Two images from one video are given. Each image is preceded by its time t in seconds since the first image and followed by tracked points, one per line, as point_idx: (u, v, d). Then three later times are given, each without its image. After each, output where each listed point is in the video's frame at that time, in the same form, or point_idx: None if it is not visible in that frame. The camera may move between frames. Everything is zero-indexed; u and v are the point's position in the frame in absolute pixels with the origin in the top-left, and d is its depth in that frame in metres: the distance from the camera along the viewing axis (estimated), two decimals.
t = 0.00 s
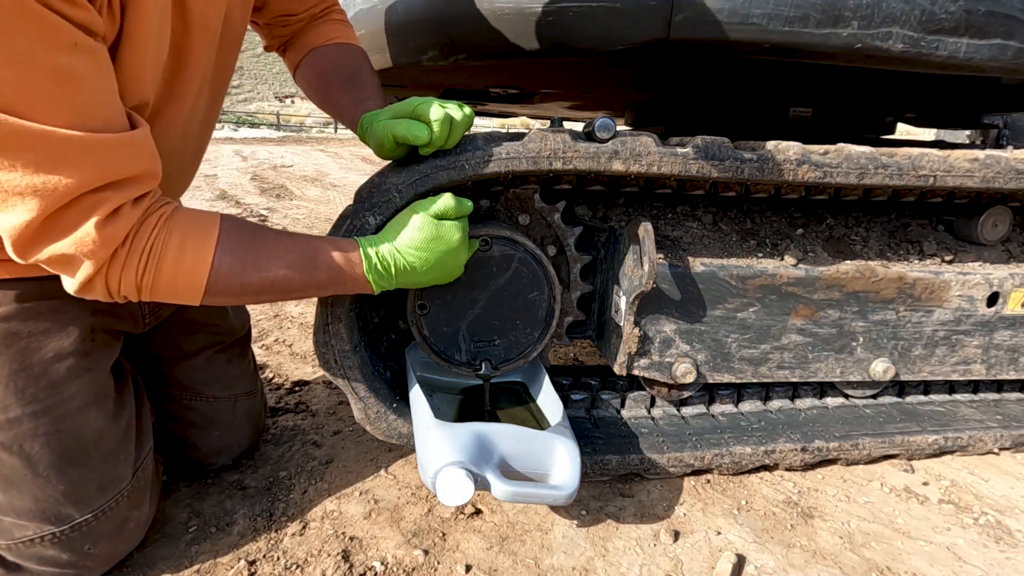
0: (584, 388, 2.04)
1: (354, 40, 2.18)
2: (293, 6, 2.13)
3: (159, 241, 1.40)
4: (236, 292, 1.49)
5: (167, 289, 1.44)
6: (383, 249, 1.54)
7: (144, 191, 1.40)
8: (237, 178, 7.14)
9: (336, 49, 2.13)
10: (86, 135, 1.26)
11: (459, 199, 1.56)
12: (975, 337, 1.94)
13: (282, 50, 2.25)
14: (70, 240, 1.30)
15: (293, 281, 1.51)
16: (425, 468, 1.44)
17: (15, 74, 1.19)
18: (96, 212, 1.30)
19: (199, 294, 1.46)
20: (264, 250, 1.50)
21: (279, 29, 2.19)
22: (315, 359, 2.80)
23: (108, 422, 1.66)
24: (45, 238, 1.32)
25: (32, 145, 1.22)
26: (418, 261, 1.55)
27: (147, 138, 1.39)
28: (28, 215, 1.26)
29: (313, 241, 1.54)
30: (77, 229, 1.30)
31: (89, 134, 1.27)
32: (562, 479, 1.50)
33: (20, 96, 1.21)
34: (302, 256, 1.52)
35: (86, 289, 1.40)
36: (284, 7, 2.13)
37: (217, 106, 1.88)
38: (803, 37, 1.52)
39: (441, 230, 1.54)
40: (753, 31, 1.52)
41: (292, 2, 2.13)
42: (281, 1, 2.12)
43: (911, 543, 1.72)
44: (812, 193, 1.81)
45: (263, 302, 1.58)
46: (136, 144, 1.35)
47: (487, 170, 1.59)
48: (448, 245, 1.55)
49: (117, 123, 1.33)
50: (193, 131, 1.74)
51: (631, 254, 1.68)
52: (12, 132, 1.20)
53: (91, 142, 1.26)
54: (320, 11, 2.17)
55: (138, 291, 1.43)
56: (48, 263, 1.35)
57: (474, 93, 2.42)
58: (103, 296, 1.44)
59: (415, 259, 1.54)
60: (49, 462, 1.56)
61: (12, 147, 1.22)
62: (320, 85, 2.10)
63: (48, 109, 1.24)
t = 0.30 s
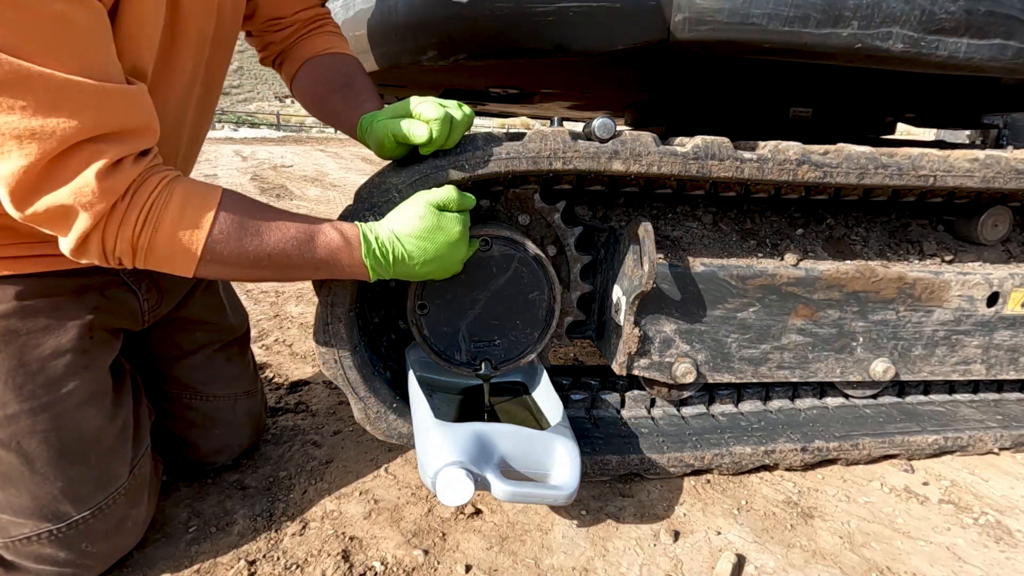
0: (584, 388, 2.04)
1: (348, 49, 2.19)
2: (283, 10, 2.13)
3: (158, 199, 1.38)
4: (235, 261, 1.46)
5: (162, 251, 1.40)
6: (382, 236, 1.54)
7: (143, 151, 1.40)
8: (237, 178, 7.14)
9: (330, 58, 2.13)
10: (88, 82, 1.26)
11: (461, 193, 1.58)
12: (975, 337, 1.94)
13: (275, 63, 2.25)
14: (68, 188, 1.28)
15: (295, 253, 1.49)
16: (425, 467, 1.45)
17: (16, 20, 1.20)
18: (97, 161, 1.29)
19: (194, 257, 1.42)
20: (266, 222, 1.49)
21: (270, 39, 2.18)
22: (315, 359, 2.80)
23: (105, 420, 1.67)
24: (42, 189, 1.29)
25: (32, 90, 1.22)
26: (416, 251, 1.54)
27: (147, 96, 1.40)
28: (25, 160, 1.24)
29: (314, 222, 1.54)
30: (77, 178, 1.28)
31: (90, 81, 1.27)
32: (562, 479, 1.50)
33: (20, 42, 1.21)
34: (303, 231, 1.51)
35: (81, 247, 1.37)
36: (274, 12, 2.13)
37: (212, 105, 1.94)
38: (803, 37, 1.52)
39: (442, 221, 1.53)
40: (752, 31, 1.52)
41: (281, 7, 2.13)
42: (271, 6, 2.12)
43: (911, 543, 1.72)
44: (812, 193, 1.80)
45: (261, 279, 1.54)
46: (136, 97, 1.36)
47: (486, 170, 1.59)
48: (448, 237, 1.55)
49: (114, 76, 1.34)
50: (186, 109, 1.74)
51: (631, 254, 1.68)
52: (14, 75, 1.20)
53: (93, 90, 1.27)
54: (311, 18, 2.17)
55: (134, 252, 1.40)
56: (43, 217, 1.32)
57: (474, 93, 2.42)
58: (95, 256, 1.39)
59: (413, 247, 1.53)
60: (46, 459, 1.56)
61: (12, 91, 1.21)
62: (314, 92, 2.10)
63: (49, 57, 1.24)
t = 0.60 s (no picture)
0: (584, 388, 2.04)
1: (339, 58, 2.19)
2: (274, 14, 2.17)
3: (166, 136, 1.37)
4: (232, 214, 1.45)
5: (156, 187, 1.38)
6: (382, 222, 1.54)
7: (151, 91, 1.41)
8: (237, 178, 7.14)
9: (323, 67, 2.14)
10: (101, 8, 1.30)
11: (465, 191, 1.58)
12: (975, 337, 1.94)
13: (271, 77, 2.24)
14: (79, 107, 1.29)
15: (293, 216, 1.50)
16: (425, 468, 1.45)
17: None
18: (109, 85, 1.30)
19: (187, 200, 1.40)
20: (268, 181, 1.50)
21: (264, 46, 2.19)
22: (315, 359, 2.80)
23: (102, 417, 1.67)
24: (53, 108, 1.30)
25: (49, 6, 1.26)
26: (410, 240, 1.54)
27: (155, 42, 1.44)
28: (39, 73, 1.26)
29: (315, 194, 1.55)
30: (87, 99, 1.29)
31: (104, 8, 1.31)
32: (562, 480, 1.50)
33: None
34: (303, 198, 1.53)
35: (81, 173, 1.36)
36: (266, 17, 2.17)
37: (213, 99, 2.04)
38: (803, 37, 1.52)
39: (441, 215, 1.54)
40: (752, 31, 1.52)
41: (273, 11, 2.17)
42: (262, 9, 2.17)
43: (911, 543, 1.72)
44: (812, 193, 1.80)
45: (255, 238, 1.53)
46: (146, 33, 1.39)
47: (486, 170, 1.59)
48: (444, 232, 1.54)
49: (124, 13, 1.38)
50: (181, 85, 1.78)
51: (631, 254, 1.68)
52: None
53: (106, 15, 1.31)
54: (303, 24, 2.20)
55: (132, 188, 1.38)
56: (49, 137, 1.32)
57: (475, 93, 2.42)
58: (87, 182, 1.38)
59: (408, 233, 1.53)
60: (43, 455, 1.57)
61: (31, 6, 1.25)
62: (311, 98, 2.10)
63: None
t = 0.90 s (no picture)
0: (584, 388, 2.05)
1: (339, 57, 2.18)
2: (273, 12, 2.19)
3: (168, 134, 1.37)
4: (233, 212, 1.44)
5: (158, 187, 1.38)
6: (382, 220, 1.54)
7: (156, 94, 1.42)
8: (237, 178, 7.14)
9: (322, 66, 2.13)
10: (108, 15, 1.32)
11: (466, 188, 1.57)
12: (975, 337, 1.94)
13: (275, 78, 2.24)
14: (85, 108, 1.30)
15: (293, 213, 1.50)
16: (425, 467, 1.45)
17: None
18: (114, 88, 1.31)
19: (189, 199, 1.40)
20: (270, 180, 1.50)
21: (264, 45, 2.20)
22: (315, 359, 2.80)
23: (102, 411, 1.67)
24: (59, 113, 1.31)
25: (59, 13, 1.27)
26: (411, 237, 1.53)
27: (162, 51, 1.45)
28: (49, 78, 1.27)
29: (316, 193, 1.55)
30: (93, 102, 1.30)
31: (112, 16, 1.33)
32: (562, 480, 1.50)
33: None
34: (304, 196, 1.52)
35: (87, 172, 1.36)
36: (264, 15, 2.18)
37: (217, 100, 2.04)
38: (803, 37, 1.52)
39: (441, 212, 1.53)
40: (752, 31, 1.52)
41: (271, 9, 2.19)
42: (260, 9, 2.18)
43: (911, 543, 1.72)
44: (812, 193, 1.80)
45: (258, 238, 1.53)
46: (153, 41, 1.41)
47: (487, 170, 1.59)
48: (444, 229, 1.54)
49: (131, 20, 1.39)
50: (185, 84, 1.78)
51: (631, 254, 1.68)
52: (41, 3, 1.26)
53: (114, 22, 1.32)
54: (302, 21, 2.20)
55: (135, 187, 1.39)
56: (57, 139, 1.33)
57: (475, 93, 2.42)
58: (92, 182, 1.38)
59: (408, 232, 1.52)
60: (42, 449, 1.56)
61: (42, 15, 1.27)
62: (311, 98, 2.10)
63: None
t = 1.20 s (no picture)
0: (584, 388, 2.05)
1: (338, 54, 2.18)
2: (267, 10, 2.19)
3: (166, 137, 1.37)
4: (232, 215, 1.44)
5: (159, 193, 1.39)
6: (381, 220, 1.55)
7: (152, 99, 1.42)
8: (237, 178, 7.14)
9: (320, 63, 2.13)
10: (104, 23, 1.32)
11: (465, 187, 1.57)
12: (975, 337, 1.94)
13: (274, 76, 2.24)
14: (81, 117, 1.30)
15: (292, 215, 1.49)
16: (426, 467, 1.45)
17: None
18: (110, 95, 1.31)
19: (189, 204, 1.40)
20: (267, 182, 1.50)
21: (262, 43, 2.20)
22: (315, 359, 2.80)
23: (98, 409, 1.67)
24: (56, 122, 1.31)
25: (53, 22, 1.27)
26: (409, 237, 1.53)
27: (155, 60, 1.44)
28: (45, 87, 1.27)
29: (315, 195, 1.55)
30: (90, 110, 1.30)
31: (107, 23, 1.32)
32: (562, 479, 1.50)
33: None
34: (302, 198, 1.52)
35: (87, 180, 1.36)
36: (259, 13, 2.18)
37: (209, 104, 2.05)
38: (803, 37, 1.52)
39: (441, 212, 1.53)
40: (752, 31, 1.52)
41: (266, 7, 2.19)
42: (254, 7, 2.18)
43: (911, 543, 1.72)
44: (811, 193, 1.80)
45: (258, 242, 1.53)
46: (148, 47, 1.40)
47: (486, 171, 1.59)
48: (443, 230, 1.53)
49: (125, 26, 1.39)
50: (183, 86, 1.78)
51: (631, 254, 1.68)
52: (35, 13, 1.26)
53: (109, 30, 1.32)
54: (298, 17, 2.20)
55: (135, 193, 1.39)
56: (55, 147, 1.33)
57: (475, 93, 2.42)
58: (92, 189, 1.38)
59: (408, 232, 1.53)
60: (39, 447, 1.56)
61: (35, 24, 1.27)
62: (310, 96, 2.10)
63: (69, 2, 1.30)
